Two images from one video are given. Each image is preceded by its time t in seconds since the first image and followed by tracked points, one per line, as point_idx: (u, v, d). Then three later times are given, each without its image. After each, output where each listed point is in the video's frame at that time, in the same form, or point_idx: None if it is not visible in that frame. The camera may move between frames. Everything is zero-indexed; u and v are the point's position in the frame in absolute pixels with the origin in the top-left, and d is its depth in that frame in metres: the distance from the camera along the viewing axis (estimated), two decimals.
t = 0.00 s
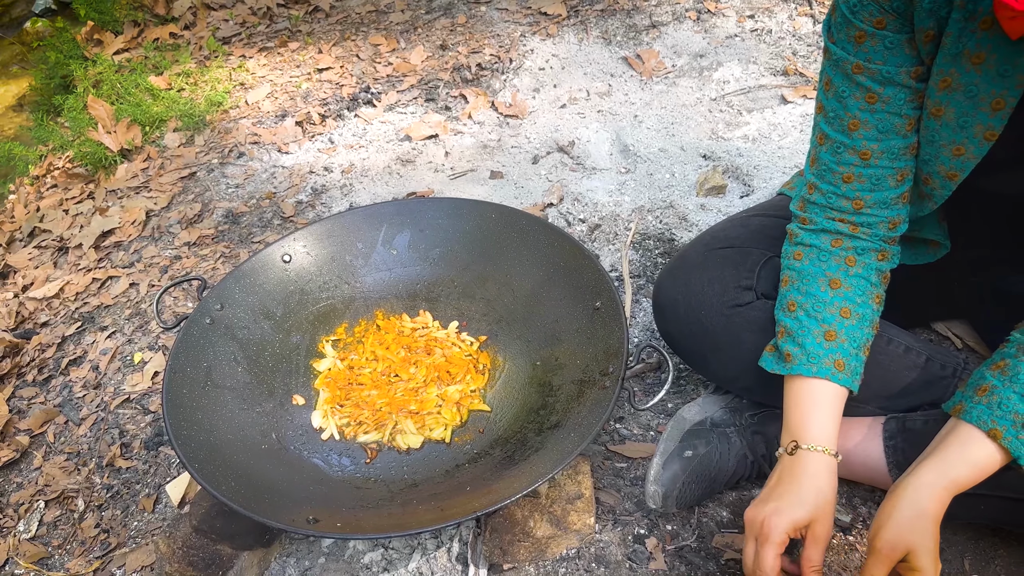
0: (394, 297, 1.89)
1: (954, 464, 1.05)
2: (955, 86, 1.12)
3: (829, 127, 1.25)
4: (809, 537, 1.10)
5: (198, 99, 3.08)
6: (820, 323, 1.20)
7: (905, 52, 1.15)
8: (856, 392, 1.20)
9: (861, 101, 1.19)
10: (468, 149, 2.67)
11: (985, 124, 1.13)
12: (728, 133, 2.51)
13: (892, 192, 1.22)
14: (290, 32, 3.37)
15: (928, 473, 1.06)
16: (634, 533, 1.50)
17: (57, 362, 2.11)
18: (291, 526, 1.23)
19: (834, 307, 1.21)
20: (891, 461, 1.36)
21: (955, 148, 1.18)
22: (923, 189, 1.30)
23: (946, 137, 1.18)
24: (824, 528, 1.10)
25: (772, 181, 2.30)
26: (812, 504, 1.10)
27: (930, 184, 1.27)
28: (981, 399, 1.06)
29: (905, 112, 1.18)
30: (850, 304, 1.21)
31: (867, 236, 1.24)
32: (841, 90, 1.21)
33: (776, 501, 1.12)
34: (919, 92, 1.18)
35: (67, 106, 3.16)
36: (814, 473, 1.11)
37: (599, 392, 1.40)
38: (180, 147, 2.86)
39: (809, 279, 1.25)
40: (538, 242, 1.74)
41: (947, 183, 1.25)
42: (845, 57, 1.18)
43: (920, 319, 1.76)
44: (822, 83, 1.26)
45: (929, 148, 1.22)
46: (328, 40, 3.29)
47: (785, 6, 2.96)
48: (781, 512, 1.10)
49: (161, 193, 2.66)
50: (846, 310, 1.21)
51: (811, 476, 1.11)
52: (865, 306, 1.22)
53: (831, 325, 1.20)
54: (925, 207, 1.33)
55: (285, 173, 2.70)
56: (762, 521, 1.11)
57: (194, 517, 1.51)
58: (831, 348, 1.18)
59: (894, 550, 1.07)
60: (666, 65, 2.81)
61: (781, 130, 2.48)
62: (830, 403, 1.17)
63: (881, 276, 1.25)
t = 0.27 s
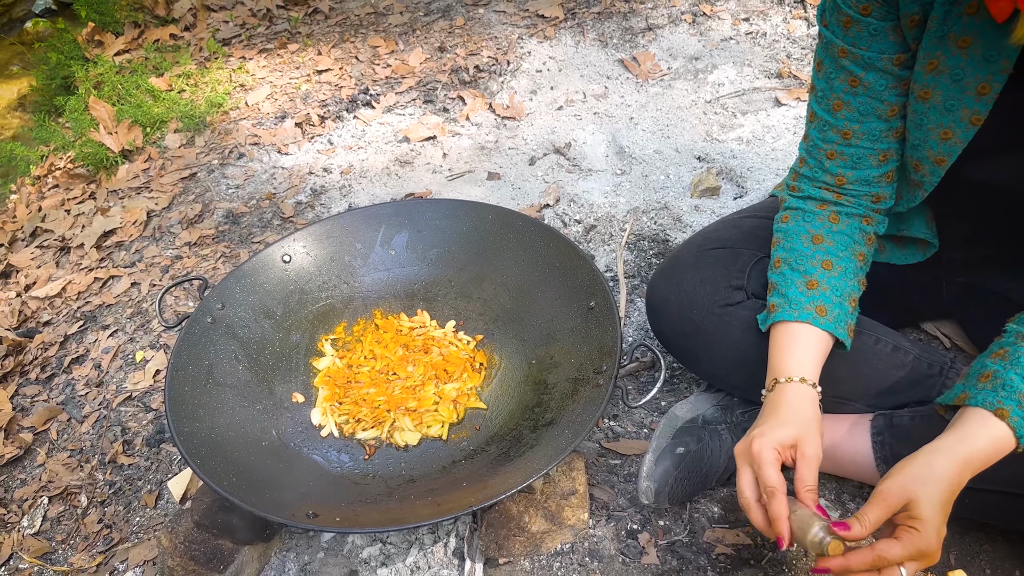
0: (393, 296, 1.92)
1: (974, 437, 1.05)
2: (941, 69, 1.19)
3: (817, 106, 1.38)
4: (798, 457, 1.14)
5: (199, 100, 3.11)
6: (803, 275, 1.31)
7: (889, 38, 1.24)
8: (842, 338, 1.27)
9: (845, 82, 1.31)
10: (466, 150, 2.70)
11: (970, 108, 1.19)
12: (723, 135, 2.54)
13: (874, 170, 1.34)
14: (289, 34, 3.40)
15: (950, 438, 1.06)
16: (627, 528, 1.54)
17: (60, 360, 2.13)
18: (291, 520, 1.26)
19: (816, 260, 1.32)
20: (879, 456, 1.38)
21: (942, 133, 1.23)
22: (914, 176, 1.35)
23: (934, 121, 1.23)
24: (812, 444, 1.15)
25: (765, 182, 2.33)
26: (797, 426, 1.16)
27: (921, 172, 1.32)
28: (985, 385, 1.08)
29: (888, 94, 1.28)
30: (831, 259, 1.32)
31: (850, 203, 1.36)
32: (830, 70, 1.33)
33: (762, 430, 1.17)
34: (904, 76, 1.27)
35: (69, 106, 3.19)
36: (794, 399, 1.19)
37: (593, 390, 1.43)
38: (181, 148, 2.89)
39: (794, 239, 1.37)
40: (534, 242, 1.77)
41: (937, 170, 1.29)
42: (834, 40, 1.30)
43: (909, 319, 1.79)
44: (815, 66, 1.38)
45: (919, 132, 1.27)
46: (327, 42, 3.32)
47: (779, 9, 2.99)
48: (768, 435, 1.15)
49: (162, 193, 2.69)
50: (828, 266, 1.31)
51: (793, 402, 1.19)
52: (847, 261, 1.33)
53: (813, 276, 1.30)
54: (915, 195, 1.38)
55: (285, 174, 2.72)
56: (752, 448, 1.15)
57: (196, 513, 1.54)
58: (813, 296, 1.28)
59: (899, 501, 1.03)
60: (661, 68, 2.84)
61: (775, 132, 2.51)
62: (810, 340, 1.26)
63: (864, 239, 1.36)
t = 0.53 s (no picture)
0: (391, 293, 1.96)
1: (989, 400, 1.05)
2: (928, 57, 1.22)
3: (806, 96, 1.45)
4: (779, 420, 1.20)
5: (201, 101, 3.14)
6: (784, 254, 1.38)
7: (876, 30, 1.29)
8: (821, 315, 1.34)
9: (832, 73, 1.37)
10: (464, 150, 2.74)
11: (958, 96, 1.21)
12: (717, 137, 2.58)
13: (858, 158, 1.40)
14: (290, 35, 3.44)
15: (965, 401, 1.06)
16: (620, 521, 1.58)
17: (64, 356, 2.17)
18: (294, 511, 1.30)
19: (798, 241, 1.39)
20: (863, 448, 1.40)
21: (932, 120, 1.26)
22: (904, 167, 1.38)
23: (924, 107, 1.26)
24: (791, 404, 1.22)
25: (758, 184, 2.38)
26: (777, 391, 1.23)
27: (912, 162, 1.35)
28: (998, 358, 1.08)
29: (873, 85, 1.33)
30: (813, 239, 1.39)
31: (836, 188, 1.43)
32: (819, 60, 1.39)
33: (742, 399, 1.24)
34: (891, 66, 1.31)
35: (72, 106, 3.22)
36: (772, 368, 1.26)
37: (587, 385, 1.47)
38: (183, 148, 2.93)
39: (779, 221, 1.44)
40: (530, 242, 1.82)
41: (927, 157, 1.32)
42: (823, 32, 1.35)
43: (896, 317, 1.83)
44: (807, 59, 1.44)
45: (909, 121, 1.30)
46: (327, 43, 3.35)
47: (774, 12, 3.04)
48: (749, 400, 1.22)
49: (164, 192, 2.73)
50: (809, 246, 1.38)
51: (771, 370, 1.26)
52: (829, 242, 1.39)
53: (794, 255, 1.37)
54: (908, 185, 1.40)
55: (286, 173, 2.76)
56: (735, 417, 1.21)
57: (200, 504, 1.57)
58: (793, 275, 1.35)
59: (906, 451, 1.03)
60: (657, 70, 2.88)
61: (768, 134, 2.56)
62: (787, 318, 1.33)
63: (848, 223, 1.42)
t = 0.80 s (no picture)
0: (389, 289, 2.00)
1: (973, 393, 1.07)
2: (912, 55, 1.27)
3: (795, 100, 1.48)
4: (769, 415, 1.19)
5: (201, 99, 3.18)
6: (774, 254, 1.39)
7: (862, 31, 1.33)
8: (809, 315, 1.34)
9: (820, 73, 1.40)
10: (461, 149, 2.78)
11: (942, 92, 1.26)
12: (709, 136, 2.63)
13: (847, 159, 1.43)
14: (290, 34, 3.47)
15: (952, 393, 1.08)
16: (611, 509, 1.63)
17: (67, 349, 2.21)
18: (294, 497, 1.34)
19: (788, 241, 1.40)
20: (846, 441, 1.43)
21: (918, 116, 1.31)
22: (891, 166, 1.42)
23: (910, 104, 1.31)
24: (782, 398, 1.20)
25: (749, 183, 2.42)
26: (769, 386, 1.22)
27: (898, 160, 1.39)
28: (988, 352, 1.11)
29: (859, 86, 1.38)
30: (802, 240, 1.40)
31: (825, 192, 1.45)
32: (807, 62, 1.43)
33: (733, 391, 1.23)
34: (876, 66, 1.36)
35: (73, 103, 3.26)
36: (765, 364, 1.26)
37: (579, 376, 1.52)
38: (184, 145, 2.97)
39: (769, 223, 1.45)
40: (524, 238, 1.86)
41: (913, 155, 1.36)
42: (811, 33, 1.39)
43: (881, 314, 1.88)
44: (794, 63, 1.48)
45: (895, 119, 1.34)
46: (327, 42, 3.39)
47: (767, 14, 3.09)
48: (740, 391, 1.22)
49: (165, 189, 2.76)
50: (799, 246, 1.39)
51: (764, 365, 1.25)
52: (818, 243, 1.40)
53: (783, 255, 1.38)
54: (895, 185, 1.44)
55: (285, 171, 2.80)
56: (724, 407, 1.20)
57: (201, 492, 1.61)
58: (782, 273, 1.35)
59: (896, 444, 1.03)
60: (651, 70, 2.93)
61: (760, 134, 2.60)
62: (780, 316, 1.32)
63: (837, 225, 1.44)
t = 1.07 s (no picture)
0: (387, 283, 2.05)
1: (928, 374, 1.11)
2: (890, 57, 1.33)
3: (780, 102, 1.54)
4: (750, 388, 1.23)
5: (202, 96, 3.21)
6: (762, 240, 1.43)
7: (843, 34, 1.40)
8: (795, 298, 1.37)
9: (804, 75, 1.46)
10: (459, 146, 2.82)
11: (920, 92, 1.32)
12: (703, 135, 2.68)
13: (832, 157, 1.47)
14: (289, 32, 3.51)
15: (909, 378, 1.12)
16: (602, 498, 1.67)
17: (71, 342, 2.25)
18: (295, 484, 1.38)
19: (775, 228, 1.44)
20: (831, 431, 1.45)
21: (898, 116, 1.36)
22: (875, 164, 1.46)
23: (890, 104, 1.36)
24: (763, 373, 1.25)
25: (741, 181, 2.47)
26: (754, 362, 1.26)
27: (882, 158, 1.43)
28: (956, 343, 1.14)
29: (841, 87, 1.43)
30: (789, 227, 1.44)
31: (812, 186, 1.49)
32: (792, 65, 1.49)
33: (718, 361, 1.27)
34: (857, 68, 1.42)
35: (75, 100, 3.29)
36: (752, 340, 1.30)
37: (572, 368, 1.56)
38: (185, 142, 3.00)
39: (757, 214, 1.49)
40: (520, 234, 1.90)
41: (895, 152, 1.40)
42: (795, 36, 1.46)
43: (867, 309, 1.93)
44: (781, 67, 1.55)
45: (877, 118, 1.39)
46: (326, 40, 3.43)
47: (760, 15, 3.13)
48: (725, 362, 1.26)
49: (166, 185, 2.80)
50: (786, 233, 1.43)
51: (751, 342, 1.29)
52: (805, 231, 1.44)
53: (771, 241, 1.42)
54: (880, 183, 1.48)
55: (285, 168, 2.84)
56: (707, 374, 1.25)
57: (204, 480, 1.65)
58: (770, 258, 1.39)
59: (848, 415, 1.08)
60: (646, 70, 2.97)
61: (752, 133, 2.65)
62: (768, 298, 1.36)
63: (825, 216, 1.48)
